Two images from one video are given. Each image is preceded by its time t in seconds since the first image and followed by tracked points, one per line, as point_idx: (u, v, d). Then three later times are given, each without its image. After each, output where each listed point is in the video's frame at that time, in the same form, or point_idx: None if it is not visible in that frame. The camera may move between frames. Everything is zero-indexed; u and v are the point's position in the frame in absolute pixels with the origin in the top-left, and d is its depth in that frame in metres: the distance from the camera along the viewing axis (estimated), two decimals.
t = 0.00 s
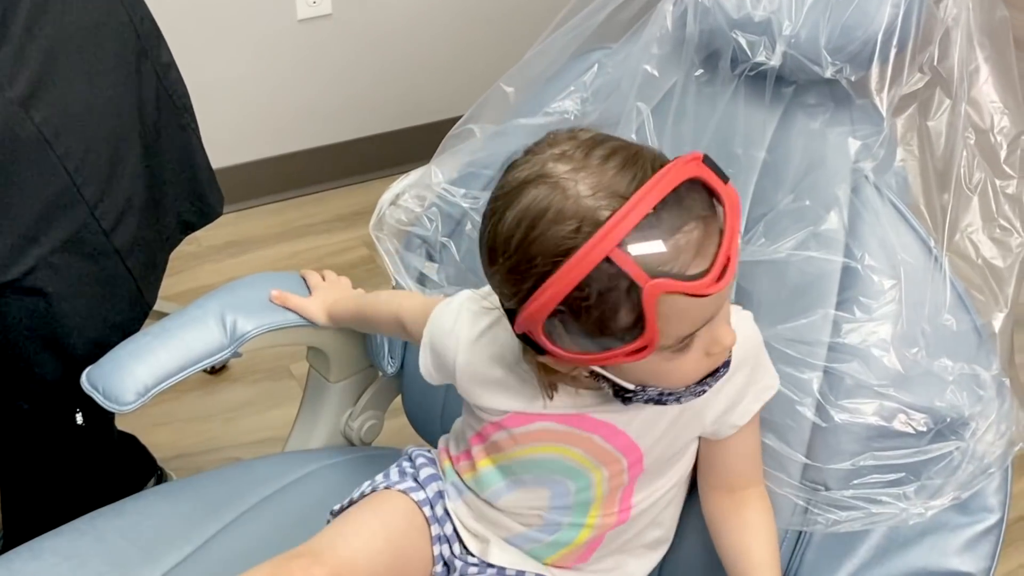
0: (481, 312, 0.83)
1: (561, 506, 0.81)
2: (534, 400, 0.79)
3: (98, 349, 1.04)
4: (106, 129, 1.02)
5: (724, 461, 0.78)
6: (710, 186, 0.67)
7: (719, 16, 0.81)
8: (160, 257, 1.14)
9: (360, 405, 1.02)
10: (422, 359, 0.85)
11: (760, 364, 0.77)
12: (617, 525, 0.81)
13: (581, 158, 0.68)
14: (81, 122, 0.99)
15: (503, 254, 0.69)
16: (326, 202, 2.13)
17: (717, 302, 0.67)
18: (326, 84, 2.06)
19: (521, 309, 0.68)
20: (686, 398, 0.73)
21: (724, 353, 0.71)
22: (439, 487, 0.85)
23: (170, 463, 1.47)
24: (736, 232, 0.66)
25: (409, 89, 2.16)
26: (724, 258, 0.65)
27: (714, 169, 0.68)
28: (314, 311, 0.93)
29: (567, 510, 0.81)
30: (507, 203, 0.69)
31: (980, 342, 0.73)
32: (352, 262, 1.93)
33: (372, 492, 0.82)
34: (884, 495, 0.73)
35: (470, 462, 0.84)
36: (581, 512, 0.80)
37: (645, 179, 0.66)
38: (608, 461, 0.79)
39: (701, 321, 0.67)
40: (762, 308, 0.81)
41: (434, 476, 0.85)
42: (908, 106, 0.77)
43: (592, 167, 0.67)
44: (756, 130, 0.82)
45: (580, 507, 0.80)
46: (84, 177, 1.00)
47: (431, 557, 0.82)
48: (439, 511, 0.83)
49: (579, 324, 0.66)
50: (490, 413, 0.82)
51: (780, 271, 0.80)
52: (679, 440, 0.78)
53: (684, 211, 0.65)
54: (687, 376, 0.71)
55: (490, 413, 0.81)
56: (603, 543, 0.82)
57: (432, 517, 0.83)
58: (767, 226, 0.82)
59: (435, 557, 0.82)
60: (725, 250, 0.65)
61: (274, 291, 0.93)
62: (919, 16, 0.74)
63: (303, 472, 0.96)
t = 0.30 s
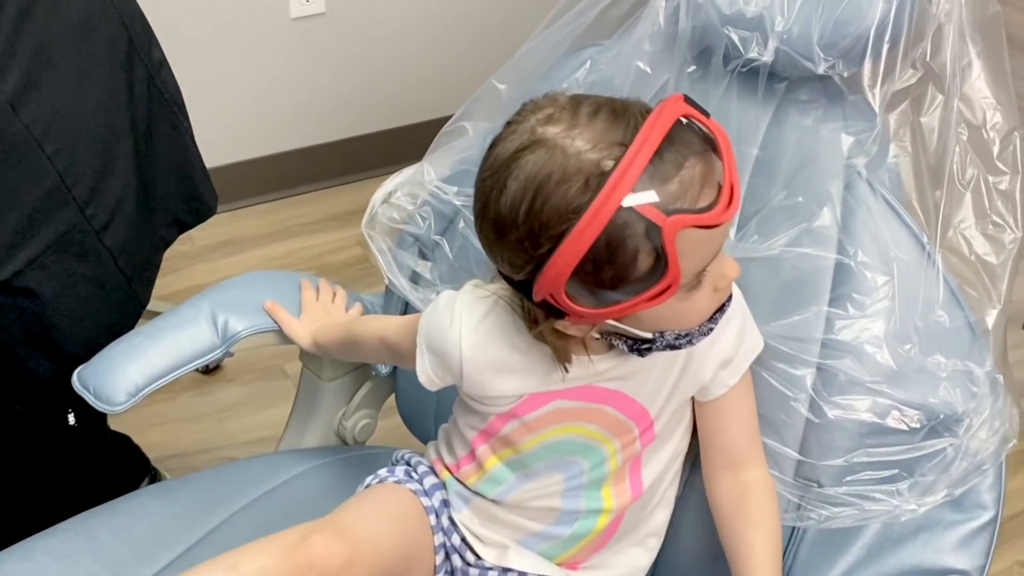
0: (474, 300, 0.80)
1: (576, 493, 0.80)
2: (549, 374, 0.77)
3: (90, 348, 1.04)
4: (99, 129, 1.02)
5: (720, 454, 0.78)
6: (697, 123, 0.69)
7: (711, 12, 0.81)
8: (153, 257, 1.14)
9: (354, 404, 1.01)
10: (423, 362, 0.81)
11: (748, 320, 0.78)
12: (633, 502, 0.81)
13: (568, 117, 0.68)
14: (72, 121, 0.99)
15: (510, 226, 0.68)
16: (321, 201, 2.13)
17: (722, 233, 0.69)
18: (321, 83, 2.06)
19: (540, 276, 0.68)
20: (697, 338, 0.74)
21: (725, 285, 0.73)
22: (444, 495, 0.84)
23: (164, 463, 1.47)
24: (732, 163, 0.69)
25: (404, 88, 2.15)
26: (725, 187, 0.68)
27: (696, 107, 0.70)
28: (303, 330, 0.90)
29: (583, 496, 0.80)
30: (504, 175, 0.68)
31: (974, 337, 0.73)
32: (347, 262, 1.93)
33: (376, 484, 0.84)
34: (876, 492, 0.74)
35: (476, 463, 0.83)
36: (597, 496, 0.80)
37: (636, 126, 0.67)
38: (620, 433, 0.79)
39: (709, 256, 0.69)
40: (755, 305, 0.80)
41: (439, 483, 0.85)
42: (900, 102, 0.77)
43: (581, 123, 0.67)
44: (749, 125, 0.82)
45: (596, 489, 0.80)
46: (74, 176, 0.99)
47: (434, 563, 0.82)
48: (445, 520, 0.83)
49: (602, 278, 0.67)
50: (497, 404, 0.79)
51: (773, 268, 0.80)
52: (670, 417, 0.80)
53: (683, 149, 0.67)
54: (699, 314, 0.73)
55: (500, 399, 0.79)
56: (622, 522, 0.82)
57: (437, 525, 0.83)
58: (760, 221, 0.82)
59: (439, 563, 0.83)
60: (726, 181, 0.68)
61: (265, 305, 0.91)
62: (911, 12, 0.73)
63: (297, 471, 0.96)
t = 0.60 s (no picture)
0: (466, 297, 0.81)
1: (568, 488, 0.81)
2: (534, 368, 0.78)
3: (87, 351, 1.04)
4: (92, 133, 1.02)
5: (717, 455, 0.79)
6: (653, 104, 0.70)
7: (706, 14, 0.81)
8: (148, 260, 1.14)
9: (352, 405, 1.01)
10: (416, 358, 0.83)
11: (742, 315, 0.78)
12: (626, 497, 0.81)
13: (528, 102, 0.71)
14: (66, 126, 0.99)
15: (472, 206, 0.71)
16: (318, 203, 2.13)
17: (685, 212, 0.70)
18: (317, 85, 2.06)
19: (500, 256, 0.70)
20: (677, 324, 0.74)
21: (701, 271, 0.73)
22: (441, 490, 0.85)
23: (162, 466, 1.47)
24: (688, 141, 0.70)
25: (401, 90, 2.16)
26: (679, 164, 0.69)
27: (657, 91, 0.71)
28: (298, 334, 0.91)
29: (574, 492, 0.81)
30: (468, 160, 0.72)
31: (970, 336, 0.73)
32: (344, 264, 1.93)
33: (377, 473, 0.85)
34: (873, 490, 0.74)
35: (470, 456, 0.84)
36: (589, 491, 0.81)
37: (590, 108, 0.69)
38: (611, 427, 0.80)
39: (670, 235, 0.70)
40: (753, 305, 0.81)
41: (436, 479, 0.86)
42: (895, 103, 0.77)
43: (538, 107, 0.70)
44: (744, 126, 0.83)
45: (587, 485, 0.81)
46: (69, 181, 0.99)
47: (427, 555, 0.84)
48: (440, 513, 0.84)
49: (560, 256, 0.69)
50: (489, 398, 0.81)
51: (769, 268, 0.80)
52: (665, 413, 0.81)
53: (634, 126, 0.68)
54: (675, 298, 0.73)
55: (490, 393, 0.80)
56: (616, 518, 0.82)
57: (432, 518, 0.84)
58: (756, 222, 0.82)
59: (433, 554, 0.84)
60: (679, 157, 0.69)
61: (261, 308, 0.91)
62: (906, 13, 0.74)
63: (296, 472, 0.96)
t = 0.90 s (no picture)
0: (467, 286, 0.82)
1: (570, 489, 0.81)
2: (529, 362, 0.79)
3: (84, 357, 1.04)
4: (87, 138, 1.02)
5: (716, 459, 0.78)
6: (648, 101, 0.70)
7: (704, 18, 0.81)
8: (146, 263, 1.14)
9: (351, 410, 1.01)
10: (415, 345, 0.84)
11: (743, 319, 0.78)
12: (629, 497, 0.80)
13: (524, 97, 0.71)
14: (61, 131, 0.99)
15: (466, 199, 0.72)
16: (317, 206, 2.13)
17: (677, 208, 0.70)
18: (315, 88, 2.05)
19: (493, 249, 0.70)
20: (671, 322, 0.74)
21: (695, 270, 0.73)
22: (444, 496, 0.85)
23: (161, 471, 1.47)
24: (682, 136, 0.69)
25: (399, 93, 2.15)
26: (673, 160, 0.68)
27: (653, 89, 0.71)
28: (295, 344, 0.91)
29: (577, 493, 0.80)
30: (464, 153, 0.72)
31: (968, 339, 0.73)
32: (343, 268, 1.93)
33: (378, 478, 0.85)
34: (873, 494, 0.74)
35: (471, 460, 0.85)
36: (591, 492, 0.80)
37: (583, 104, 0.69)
38: (609, 426, 0.79)
39: (663, 232, 0.70)
40: (753, 309, 0.80)
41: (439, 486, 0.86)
42: (893, 105, 0.77)
43: (533, 103, 0.70)
44: (742, 130, 0.82)
45: (589, 486, 0.80)
46: (65, 187, 0.99)
47: (428, 561, 0.83)
48: (443, 518, 0.84)
49: (551, 249, 0.69)
50: (486, 391, 0.82)
51: (766, 272, 0.80)
52: (668, 418, 0.80)
53: (625, 122, 0.68)
54: (668, 295, 0.73)
55: (488, 383, 0.81)
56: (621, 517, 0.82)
57: (434, 523, 0.84)
58: (755, 226, 0.82)
59: (436, 560, 0.83)
60: (672, 153, 0.68)
61: (262, 315, 0.91)
62: (903, 16, 0.74)
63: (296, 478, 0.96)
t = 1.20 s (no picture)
0: (454, 287, 0.84)
1: (556, 493, 0.81)
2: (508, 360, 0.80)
3: (79, 368, 1.04)
4: (82, 148, 1.02)
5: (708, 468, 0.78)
6: (620, 103, 0.71)
7: (694, 31, 0.82)
8: (142, 272, 1.14)
9: (347, 420, 1.01)
10: (404, 346, 0.85)
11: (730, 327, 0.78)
12: (615, 499, 0.81)
13: (502, 99, 0.72)
14: (56, 143, 0.99)
15: (443, 195, 0.73)
16: (314, 212, 2.13)
17: (648, 208, 0.70)
18: (312, 94, 2.05)
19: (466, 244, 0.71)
20: (645, 324, 0.74)
21: (669, 269, 0.73)
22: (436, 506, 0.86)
23: (158, 480, 1.48)
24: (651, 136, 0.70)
25: (397, 99, 2.15)
26: (641, 160, 0.69)
27: (630, 94, 0.72)
28: (288, 362, 0.91)
29: (563, 496, 0.81)
30: (443, 150, 0.74)
31: (960, 350, 0.74)
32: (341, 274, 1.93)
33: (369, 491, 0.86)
34: (865, 503, 0.74)
35: (460, 465, 0.86)
36: (577, 495, 0.80)
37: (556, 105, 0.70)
38: (594, 427, 0.79)
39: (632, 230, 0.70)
40: (745, 320, 0.81)
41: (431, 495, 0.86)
42: (883, 117, 0.77)
43: (510, 104, 0.71)
44: (733, 141, 0.83)
45: (575, 488, 0.81)
46: (61, 198, 1.00)
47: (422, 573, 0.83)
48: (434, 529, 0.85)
49: (522, 244, 0.69)
50: (472, 390, 0.83)
51: (758, 283, 0.80)
52: (652, 419, 0.80)
53: (596, 123, 0.69)
54: (640, 295, 0.72)
55: (473, 381, 0.82)
56: (608, 519, 0.82)
57: (426, 535, 0.85)
58: (746, 237, 0.82)
59: (430, 571, 0.83)
60: (641, 153, 0.69)
61: (258, 328, 0.92)
62: (893, 28, 0.74)
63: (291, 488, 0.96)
